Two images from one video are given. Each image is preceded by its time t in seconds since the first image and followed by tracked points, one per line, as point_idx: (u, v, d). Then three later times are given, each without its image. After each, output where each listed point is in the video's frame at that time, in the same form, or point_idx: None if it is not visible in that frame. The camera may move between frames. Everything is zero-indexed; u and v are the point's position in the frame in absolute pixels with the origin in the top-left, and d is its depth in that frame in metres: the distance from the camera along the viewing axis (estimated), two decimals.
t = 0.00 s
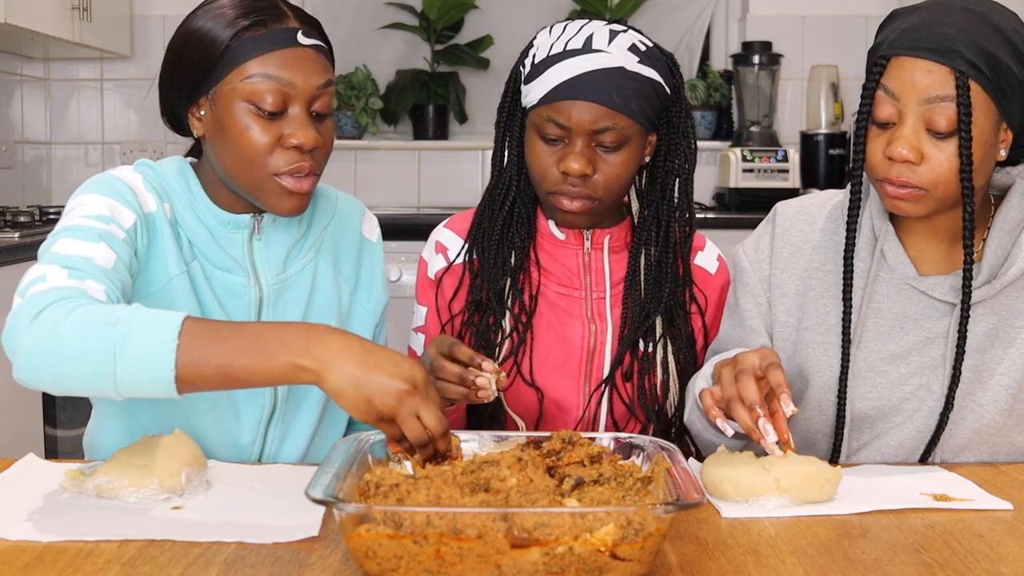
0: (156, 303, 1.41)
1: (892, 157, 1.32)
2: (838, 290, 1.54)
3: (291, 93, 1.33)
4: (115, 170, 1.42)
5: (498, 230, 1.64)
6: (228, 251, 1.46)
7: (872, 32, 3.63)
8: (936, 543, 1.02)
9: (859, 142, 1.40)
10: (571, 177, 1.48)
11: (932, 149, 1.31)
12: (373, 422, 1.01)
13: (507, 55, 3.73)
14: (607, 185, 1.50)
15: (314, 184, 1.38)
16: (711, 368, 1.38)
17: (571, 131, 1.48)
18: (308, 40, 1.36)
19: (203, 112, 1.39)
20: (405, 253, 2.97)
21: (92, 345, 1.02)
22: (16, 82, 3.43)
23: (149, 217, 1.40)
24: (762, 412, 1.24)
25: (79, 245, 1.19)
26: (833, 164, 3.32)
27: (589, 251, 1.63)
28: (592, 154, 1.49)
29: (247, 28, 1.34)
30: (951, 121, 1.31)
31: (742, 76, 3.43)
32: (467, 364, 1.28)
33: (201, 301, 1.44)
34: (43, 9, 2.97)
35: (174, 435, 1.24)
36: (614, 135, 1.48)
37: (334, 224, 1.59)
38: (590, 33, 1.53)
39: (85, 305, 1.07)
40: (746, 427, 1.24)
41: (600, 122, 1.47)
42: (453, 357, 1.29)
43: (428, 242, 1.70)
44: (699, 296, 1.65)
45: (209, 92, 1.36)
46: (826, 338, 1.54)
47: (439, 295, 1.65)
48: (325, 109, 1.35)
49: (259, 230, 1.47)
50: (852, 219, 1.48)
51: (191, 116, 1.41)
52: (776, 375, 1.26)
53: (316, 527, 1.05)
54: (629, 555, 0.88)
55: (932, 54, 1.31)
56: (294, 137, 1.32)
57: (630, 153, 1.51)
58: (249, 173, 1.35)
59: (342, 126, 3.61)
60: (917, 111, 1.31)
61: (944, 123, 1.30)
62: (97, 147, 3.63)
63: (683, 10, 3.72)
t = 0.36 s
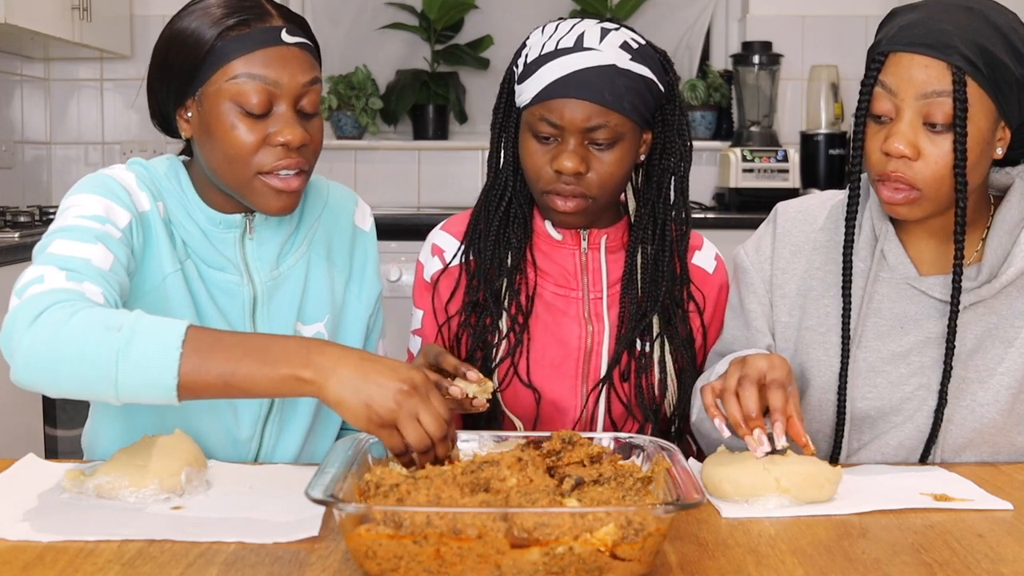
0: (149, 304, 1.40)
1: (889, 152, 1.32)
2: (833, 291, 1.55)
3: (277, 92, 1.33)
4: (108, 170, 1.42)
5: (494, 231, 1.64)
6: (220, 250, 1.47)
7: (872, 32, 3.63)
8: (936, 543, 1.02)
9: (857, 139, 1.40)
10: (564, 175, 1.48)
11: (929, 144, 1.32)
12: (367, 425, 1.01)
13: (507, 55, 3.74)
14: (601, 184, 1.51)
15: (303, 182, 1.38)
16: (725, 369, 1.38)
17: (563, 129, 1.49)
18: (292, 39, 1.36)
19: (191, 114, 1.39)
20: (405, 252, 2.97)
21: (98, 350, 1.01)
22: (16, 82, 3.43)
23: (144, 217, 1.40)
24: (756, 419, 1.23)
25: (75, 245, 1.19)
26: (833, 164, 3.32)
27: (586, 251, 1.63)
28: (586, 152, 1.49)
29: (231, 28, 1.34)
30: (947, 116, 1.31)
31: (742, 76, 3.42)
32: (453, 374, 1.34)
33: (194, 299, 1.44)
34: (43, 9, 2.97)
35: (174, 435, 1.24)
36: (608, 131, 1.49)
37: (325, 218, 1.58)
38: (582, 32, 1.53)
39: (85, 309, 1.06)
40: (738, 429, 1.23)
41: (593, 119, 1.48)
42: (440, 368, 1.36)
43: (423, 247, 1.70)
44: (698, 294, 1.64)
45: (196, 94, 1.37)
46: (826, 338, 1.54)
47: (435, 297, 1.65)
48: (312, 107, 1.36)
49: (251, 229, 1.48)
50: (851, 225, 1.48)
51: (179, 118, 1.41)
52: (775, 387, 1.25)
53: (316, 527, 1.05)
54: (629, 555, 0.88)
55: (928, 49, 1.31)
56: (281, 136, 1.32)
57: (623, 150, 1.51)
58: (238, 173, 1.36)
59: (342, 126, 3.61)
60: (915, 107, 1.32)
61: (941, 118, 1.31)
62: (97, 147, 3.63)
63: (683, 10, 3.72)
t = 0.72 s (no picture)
0: (144, 306, 1.41)
1: (875, 141, 1.33)
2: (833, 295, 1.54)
3: (276, 91, 1.33)
4: (103, 174, 1.42)
5: (489, 232, 1.64)
6: (217, 249, 1.46)
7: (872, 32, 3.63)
8: (936, 543, 1.02)
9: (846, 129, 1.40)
10: (557, 172, 1.48)
11: (915, 130, 1.32)
12: (351, 437, 1.00)
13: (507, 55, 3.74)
14: (594, 181, 1.50)
15: (303, 180, 1.38)
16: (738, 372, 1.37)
17: (554, 126, 1.49)
18: (291, 39, 1.36)
19: (193, 114, 1.39)
20: (405, 251, 2.97)
21: (88, 354, 1.02)
22: (16, 82, 3.43)
23: (138, 220, 1.40)
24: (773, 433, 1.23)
25: (70, 249, 1.19)
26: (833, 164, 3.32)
27: (582, 250, 1.63)
28: (577, 149, 1.49)
29: (229, 28, 1.34)
30: (929, 101, 1.32)
31: (742, 76, 3.43)
32: (455, 380, 1.33)
33: (189, 298, 1.44)
34: (43, 9, 2.97)
35: (174, 435, 1.24)
36: (599, 127, 1.48)
37: (319, 217, 1.59)
38: (572, 29, 1.53)
39: (80, 314, 1.07)
40: (754, 442, 1.23)
41: (583, 116, 1.47)
42: (442, 372, 1.34)
43: (418, 248, 1.71)
44: (694, 292, 1.65)
45: (197, 94, 1.37)
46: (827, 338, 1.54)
47: (431, 299, 1.65)
48: (311, 106, 1.36)
49: (249, 227, 1.47)
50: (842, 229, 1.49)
51: (181, 118, 1.41)
52: (796, 402, 1.23)
53: (316, 527, 1.05)
54: (629, 555, 0.88)
55: (908, 38, 1.32)
56: (281, 134, 1.33)
57: (616, 146, 1.51)
58: (239, 171, 1.36)
59: (342, 126, 3.61)
60: (898, 92, 1.32)
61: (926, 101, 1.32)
62: (97, 147, 3.63)
63: (683, 10, 3.72)
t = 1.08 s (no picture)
0: (138, 309, 1.40)
1: (814, 123, 1.42)
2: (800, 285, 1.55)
3: (266, 70, 1.35)
4: (94, 177, 1.42)
5: (482, 233, 1.65)
6: (215, 245, 1.46)
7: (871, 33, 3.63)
8: (936, 543, 1.02)
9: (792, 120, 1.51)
10: (551, 170, 1.48)
11: (849, 108, 1.41)
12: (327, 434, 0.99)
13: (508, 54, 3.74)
14: (588, 177, 1.51)
15: (296, 159, 1.40)
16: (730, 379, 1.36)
17: (548, 123, 1.49)
18: (278, 21, 1.39)
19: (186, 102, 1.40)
20: (405, 251, 2.97)
21: (60, 375, 1.05)
22: (16, 82, 3.43)
23: (129, 223, 1.39)
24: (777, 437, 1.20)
25: (55, 262, 1.20)
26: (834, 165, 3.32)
27: (576, 248, 1.63)
28: (571, 146, 1.49)
29: (216, 13, 1.35)
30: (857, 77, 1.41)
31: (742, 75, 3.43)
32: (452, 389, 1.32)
33: (184, 297, 1.43)
34: (43, 9, 2.97)
35: (173, 435, 1.24)
36: (591, 125, 1.48)
37: (318, 214, 1.59)
38: (562, 27, 1.54)
39: (51, 330, 1.09)
40: (758, 447, 1.20)
41: (576, 112, 1.48)
42: (442, 383, 1.34)
43: (413, 249, 1.71)
44: (688, 289, 1.65)
45: (189, 81, 1.38)
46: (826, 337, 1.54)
47: (425, 300, 1.66)
48: (301, 86, 1.39)
49: (245, 221, 1.49)
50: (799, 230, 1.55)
51: (175, 109, 1.42)
52: (798, 403, 1.22)
53: (316, 528, 1.05)
54: (629, 555, 0.88)
55: (829, 28, 1.42)
56: (273, 112, 1.35)
57: (609, 143, 1.51)
58: (230, 152, 1.38)
59: (342, 126, 3.60)
60: (828, 74, 1.42)
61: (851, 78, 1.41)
62: (97, 147, 3.63)
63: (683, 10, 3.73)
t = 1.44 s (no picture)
0: (137, 313, 1.40)
1: (811, 138, 1.39)
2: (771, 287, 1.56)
3: (252, 55, 1.36)
4: (96, 179, 1.43)
5: (476, 234, 1.65)
6: (217, 243, 1.46)
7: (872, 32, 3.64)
8: (936, 543, 1.02)
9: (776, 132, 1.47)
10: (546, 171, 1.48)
11: (846, 128, 1.40)
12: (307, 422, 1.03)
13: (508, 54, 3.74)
14: (584, 176, 1.51)
15: (287, 143, 1.40)
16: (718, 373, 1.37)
17: (541, 126, 1.49)
18: (262, 8, 1.39)
19: (179, 96, 1.40)
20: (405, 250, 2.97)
21: (39, 375, 1.08)
22: (16, 82, 3.43)
23: (127, 224, 1.40)
24: (779, 436, 1.19)
25: (41, 267, 1.22)
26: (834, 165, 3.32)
27: (571, 248, 1.63)
28: (565, 147, 1.49)
29: (200, 5, 1.37)
30: (859, 99, 1.39)
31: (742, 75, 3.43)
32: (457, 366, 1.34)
33: (183, 299, 1.43)
34: (43, 9, 2.96)
35: (173, 435, 1.25)
36: (585, 125, 1.49)
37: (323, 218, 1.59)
38: (550, 27, 1.54)
39: (29, 333, 1.11)
40: (759, 448, 1.18)
41: (569, 113, 1.48)
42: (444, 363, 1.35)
43: (406, 251, 1.71)
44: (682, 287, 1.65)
45: (180, 73, 1.39)
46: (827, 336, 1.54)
47: (421, 304, 1.66)
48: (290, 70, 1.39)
49: (248, 218, 1.48)
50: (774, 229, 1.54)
51: (169, 103, 1.42)
52: (798, 400, 1.21)
53: (316, 527, 1.05)
54: (629, 555, 0.88)
55: (832, 40, 1.40)
56: (261, 95, 1.35)
57: (603, 142, 1.51)
58: (223, 142, 1.38)
59: (342, 126, 3.60)
60: (830, 92, 1.40)
61: (854, 99, 1.39)
62: (97, 147, 3.63)
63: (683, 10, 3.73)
